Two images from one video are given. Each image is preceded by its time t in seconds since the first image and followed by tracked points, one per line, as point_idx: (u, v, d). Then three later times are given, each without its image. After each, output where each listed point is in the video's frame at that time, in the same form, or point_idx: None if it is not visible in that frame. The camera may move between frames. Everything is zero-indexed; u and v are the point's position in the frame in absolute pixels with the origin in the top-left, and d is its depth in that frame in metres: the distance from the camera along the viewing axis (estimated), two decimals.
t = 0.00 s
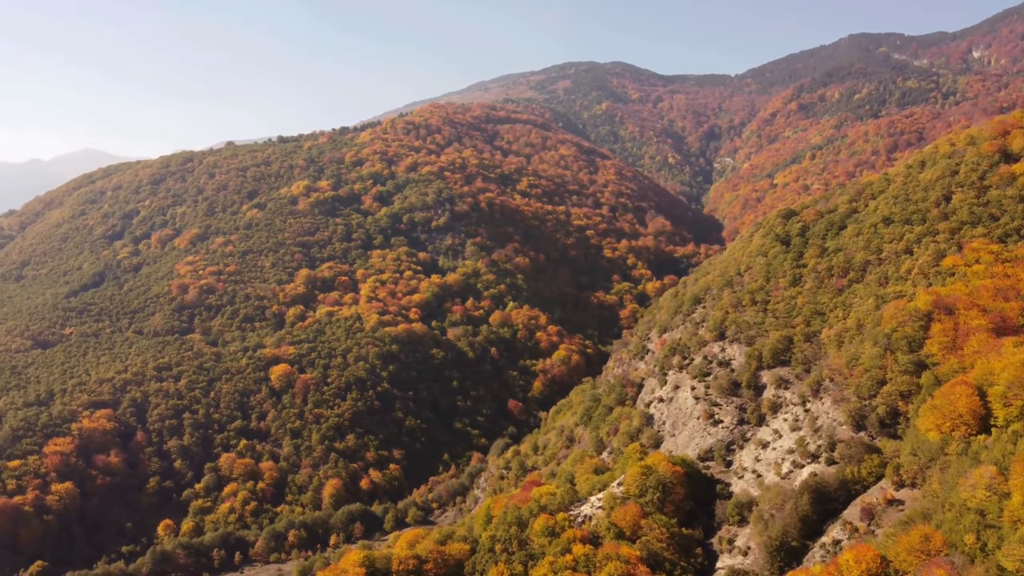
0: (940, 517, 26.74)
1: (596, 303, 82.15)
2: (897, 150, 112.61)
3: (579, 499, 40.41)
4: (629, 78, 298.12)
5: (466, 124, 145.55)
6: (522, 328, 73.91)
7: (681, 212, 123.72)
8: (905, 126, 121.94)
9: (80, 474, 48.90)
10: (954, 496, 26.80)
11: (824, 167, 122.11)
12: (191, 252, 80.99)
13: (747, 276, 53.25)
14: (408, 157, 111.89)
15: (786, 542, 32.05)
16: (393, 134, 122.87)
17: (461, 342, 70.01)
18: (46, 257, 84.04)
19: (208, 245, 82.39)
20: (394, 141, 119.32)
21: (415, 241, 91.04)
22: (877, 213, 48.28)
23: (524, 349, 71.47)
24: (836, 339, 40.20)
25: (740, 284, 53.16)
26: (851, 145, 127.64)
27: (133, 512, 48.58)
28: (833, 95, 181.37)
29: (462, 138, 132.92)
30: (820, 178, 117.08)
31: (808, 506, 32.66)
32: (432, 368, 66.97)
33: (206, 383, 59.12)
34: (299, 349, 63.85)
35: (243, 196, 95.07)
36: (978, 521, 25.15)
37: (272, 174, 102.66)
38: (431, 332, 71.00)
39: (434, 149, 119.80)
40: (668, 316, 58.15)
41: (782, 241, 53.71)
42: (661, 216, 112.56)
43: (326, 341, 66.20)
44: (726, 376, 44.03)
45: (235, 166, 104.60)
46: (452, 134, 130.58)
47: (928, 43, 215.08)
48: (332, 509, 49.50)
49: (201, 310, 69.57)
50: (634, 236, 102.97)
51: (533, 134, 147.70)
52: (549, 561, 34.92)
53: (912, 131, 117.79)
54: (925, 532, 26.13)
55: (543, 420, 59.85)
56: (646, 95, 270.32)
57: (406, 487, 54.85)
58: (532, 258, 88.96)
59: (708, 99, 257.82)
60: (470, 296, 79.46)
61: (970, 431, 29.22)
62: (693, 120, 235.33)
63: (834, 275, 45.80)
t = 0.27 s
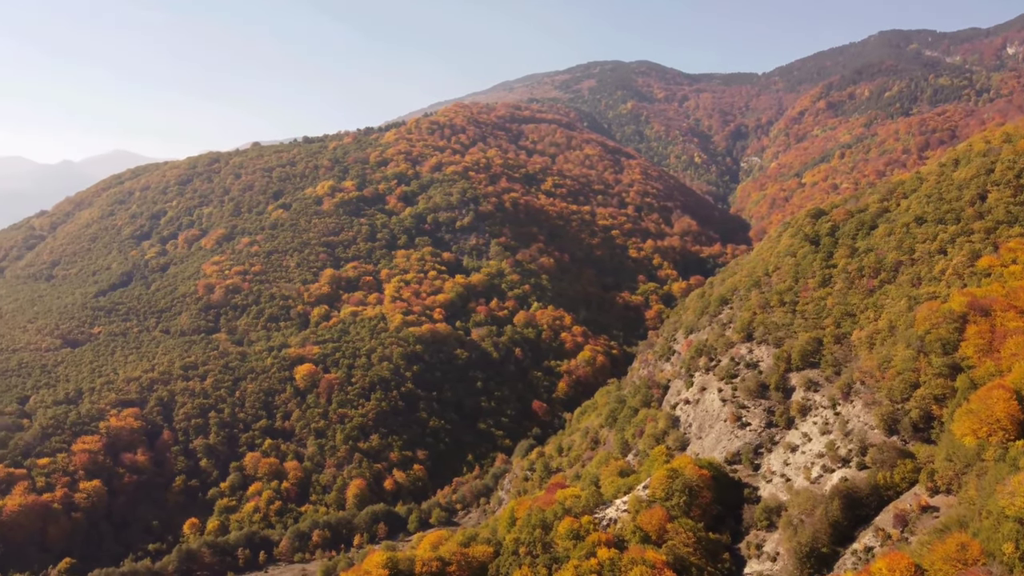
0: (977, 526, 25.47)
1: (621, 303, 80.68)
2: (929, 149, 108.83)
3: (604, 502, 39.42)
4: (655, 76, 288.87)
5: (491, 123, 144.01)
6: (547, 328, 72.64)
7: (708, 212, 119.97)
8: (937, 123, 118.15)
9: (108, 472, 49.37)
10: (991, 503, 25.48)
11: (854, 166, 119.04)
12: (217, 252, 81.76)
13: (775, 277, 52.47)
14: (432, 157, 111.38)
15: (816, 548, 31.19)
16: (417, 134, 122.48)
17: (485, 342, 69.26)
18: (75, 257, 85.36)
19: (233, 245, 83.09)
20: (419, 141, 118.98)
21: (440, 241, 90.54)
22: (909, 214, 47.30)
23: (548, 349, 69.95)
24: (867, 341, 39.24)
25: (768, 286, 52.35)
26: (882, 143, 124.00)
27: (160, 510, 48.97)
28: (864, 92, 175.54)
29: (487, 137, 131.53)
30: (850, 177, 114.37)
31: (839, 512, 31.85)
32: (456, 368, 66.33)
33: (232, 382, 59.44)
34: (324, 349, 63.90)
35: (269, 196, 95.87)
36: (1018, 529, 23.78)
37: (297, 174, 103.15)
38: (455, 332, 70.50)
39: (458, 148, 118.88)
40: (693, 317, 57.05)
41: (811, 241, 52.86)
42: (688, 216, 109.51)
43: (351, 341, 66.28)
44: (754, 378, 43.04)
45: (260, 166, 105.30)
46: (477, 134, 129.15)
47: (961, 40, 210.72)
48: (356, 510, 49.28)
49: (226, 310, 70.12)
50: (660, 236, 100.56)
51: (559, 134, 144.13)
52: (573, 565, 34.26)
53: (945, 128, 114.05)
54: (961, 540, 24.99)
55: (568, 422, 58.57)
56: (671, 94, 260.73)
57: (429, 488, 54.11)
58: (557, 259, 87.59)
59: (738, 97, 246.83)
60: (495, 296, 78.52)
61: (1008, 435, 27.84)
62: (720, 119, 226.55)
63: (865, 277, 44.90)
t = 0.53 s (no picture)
0: None
1: (655, 304, 78.31)
2: (972, 146, 104.40)
3: (637, 506, 38.11)
4: (688, 75, 277.68)
5: (524, 123, 143.24)
6: (580, 329, 69.99)
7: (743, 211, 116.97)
8: (981, 119, 113.34)
9: (143, 470, 49.90)
10: None
11: (893, 165, 115.22)
12: (251, 252, 82.78)
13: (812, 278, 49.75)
14: (464, 157, 111.06)
15: (856, 556, 29.18)
16: (449, 134, 122.18)
17: (517, 342, 68.12)
18: (112, 256, 86.85)
19: (267, 245, 83.97)
20: (451, 141, 118.86)
21: (471, 241, 89.57)
22: (953, 212, 43.85)
23: (581, 349, 67.41)
24: (909, 343, 36.98)
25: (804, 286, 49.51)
26: (921, 141, 119.64)
27: (193, 508, 49.31)
28: (903, 89, 166.20)
29: (519, 137, 130.69)
30: (889, 175, 110.79)
31: (880, 519, 29.76)
32: (488, 368, 65.28)
33: (265, 381, 59.78)
34: (356, 349, 63.79)
35: (302, 196, 96.83)
36: None
37: (329, 175, 103.81)
38: (487, 332, 69.43)
39: (490, 148, 117.82)
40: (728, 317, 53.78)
41: (851, 240, 50.50)
42: (722, 215, 106.94)
43: (382, 340, 65.98)
44: (790, 380, 40.60)
45: (293, 167, 106.24)
46: (509, 134, 128.93)
47: (1008, 34, 202.95)
48: (388, 510, 48.85)
49: (260, 309, 70.89)
50: (694, 236, 97.52)
51: (590, 134, 142.51)
52: (605, 569, 33.27)
53: (990, 125, 109.66)
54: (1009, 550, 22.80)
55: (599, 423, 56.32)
56: (705, 92, 251.87)
57: (461, 488, 53.60)
58: (589, 258, 85.43)
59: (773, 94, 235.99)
60: (527, 296, 76.67)
61: None
62: (754, 116, 216.22)
63: (906, 277, 42.31)
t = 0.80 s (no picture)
0: None
1: (685, 304, 75.83)
2: (1013, 143, 100.34)
3: (666, 509, 37.36)
4: (717, 71, 266.02)
5: (552, 122, 139.98)
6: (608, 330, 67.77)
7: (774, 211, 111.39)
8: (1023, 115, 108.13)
9: (173, 467, 50.37)
10: None
11: (929, 163, 111.41)
12: (279, 252, 83.28)
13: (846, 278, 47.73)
14: (491, 156, 109.52)
15: (892, 563, 28.21)
16: (477, 134, 120.80)
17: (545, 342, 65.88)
18: (144, 256, 88.10)
19: (295, 245, 84.37)
20: (479, 140, 117.39)
21: (499, 241, 87.93)
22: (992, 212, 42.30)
23: (611, 350, 65.46)
24: (947, 345, 35.19)
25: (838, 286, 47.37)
26: (959, 138, 115.05)
27: (222, 506, 49.52)
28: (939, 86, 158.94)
29: (546, 136, 127.86)
30: (925, 173, 107.12)
31: (917, 525, 28.57)
32: (515, 369, 63.60)
33: (292, 380, 59.75)
34: (383, 348, 63.12)
35: (330, 195, 97.12)
36: None
37: (357, 174, 103.99)
38: (515, 333, 67.76)
39: (517, 147, 115.74)
40: (760, 318, 51.82)
41: (885, 240, 48.45)
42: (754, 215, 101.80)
43: (409, 340, 65.27)
44: (823, 382, 38.98)
45: (322, 167, 106.68)
46: (537, 133, 126.69)
47: None
48: (415, 510, 48.34)
49: (288, 309, 71.25)
50: (724, 236, 93.74)
51: (619, 133, 139.24)
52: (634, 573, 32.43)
53: None
54: None
55: (628, 424, 54.64)
56: (735, 89, 240.08)
57: (488, 489, 52.43)
58: (617, 259, 82.42)
59: (805, 91, 225.29)
60: (555, 296, 74.15)
61: None
62: (786, 114, 205.80)
63: (943, 278, 40.51)
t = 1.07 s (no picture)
0: None
1: (717, 304, 74.42)
2: None
3: (698, 513, 36.41)
4: (749, 69, 256.04)
5: (583, 121, 135.24)
6: (639, 330, 66.95)
7: (808, 210, 107.36)
8: None
9: (204, 465, 50.74)
10: None
11: (970, 160, 105.72)
12: (309, 252, 83.81)
13: (884, 278, 45.60)
14: (522, 155, 108.28)
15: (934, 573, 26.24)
16: (507, 134, 119.57)
17: (575, 343, 64.62)
18: (177, 256, 89.33)
19: (326, 245, 84.76)
20: (509, 139, 116.20)
21: (529, 241, 86.65)
22: None
23: (640, 351, 64.38)
24: (992, 347, 32.89)
25: (875, 287, 45.49)
26: (1001, 134, 108.45)
27: (252, 504, 49.57)
28: (978, 82, 152.76)
29: (577, 134, 124.54)
30: (965, 171, 101.82)
31: (960, 533, 26.56)
32: (545, 369, 62.59)
33: (322, 380, 60.00)
34: (412, 348, 63.13)
35: (360, 195, 97.40)
36: None
37: (387, 174, 103.94)
38: (545, 333, 66.63)
39: (548, 146, 114.00)
40: (795, 319, 50.49)
41: (925, 240, 45.74)
42: (787, 215, 98.73)
43: (439, 340, 64.90)
44: (860, 385, 37.80)
45: (352, 167, 106.98)
46: (568, 130, 124.07)
47: None
48: (444, 510, 47.97)
49: (318, 308, 71.77)
50: (757, 235, 91.21)
51: (651, 130, 133.62)
52: None
53: None
54: None
55: (659, 426, 53.63)
56: (768, 87, 229.02)
57: (518, 491, 51.70)
58: (649, 258, 80.99)
59: (843, 89, 213.77)
60: (585, 296, 73.14)
61: None
62: (821, 112, 196.61)
63: (987, 278, 37.56)
